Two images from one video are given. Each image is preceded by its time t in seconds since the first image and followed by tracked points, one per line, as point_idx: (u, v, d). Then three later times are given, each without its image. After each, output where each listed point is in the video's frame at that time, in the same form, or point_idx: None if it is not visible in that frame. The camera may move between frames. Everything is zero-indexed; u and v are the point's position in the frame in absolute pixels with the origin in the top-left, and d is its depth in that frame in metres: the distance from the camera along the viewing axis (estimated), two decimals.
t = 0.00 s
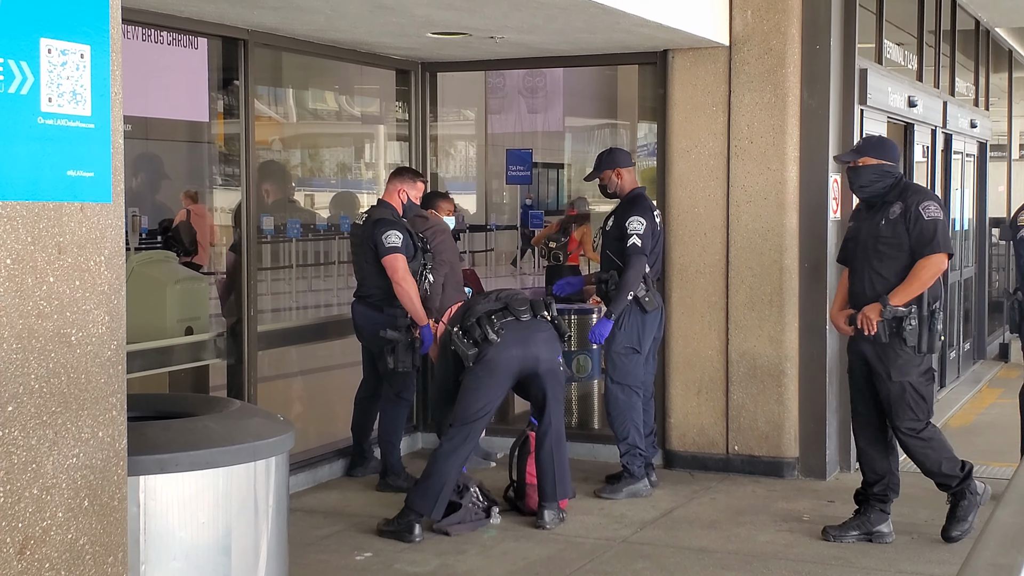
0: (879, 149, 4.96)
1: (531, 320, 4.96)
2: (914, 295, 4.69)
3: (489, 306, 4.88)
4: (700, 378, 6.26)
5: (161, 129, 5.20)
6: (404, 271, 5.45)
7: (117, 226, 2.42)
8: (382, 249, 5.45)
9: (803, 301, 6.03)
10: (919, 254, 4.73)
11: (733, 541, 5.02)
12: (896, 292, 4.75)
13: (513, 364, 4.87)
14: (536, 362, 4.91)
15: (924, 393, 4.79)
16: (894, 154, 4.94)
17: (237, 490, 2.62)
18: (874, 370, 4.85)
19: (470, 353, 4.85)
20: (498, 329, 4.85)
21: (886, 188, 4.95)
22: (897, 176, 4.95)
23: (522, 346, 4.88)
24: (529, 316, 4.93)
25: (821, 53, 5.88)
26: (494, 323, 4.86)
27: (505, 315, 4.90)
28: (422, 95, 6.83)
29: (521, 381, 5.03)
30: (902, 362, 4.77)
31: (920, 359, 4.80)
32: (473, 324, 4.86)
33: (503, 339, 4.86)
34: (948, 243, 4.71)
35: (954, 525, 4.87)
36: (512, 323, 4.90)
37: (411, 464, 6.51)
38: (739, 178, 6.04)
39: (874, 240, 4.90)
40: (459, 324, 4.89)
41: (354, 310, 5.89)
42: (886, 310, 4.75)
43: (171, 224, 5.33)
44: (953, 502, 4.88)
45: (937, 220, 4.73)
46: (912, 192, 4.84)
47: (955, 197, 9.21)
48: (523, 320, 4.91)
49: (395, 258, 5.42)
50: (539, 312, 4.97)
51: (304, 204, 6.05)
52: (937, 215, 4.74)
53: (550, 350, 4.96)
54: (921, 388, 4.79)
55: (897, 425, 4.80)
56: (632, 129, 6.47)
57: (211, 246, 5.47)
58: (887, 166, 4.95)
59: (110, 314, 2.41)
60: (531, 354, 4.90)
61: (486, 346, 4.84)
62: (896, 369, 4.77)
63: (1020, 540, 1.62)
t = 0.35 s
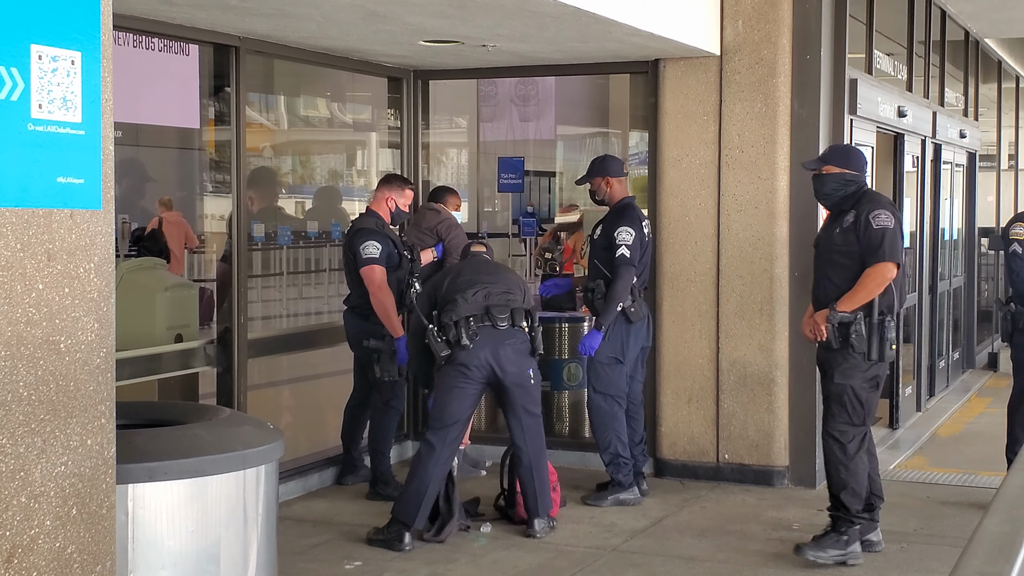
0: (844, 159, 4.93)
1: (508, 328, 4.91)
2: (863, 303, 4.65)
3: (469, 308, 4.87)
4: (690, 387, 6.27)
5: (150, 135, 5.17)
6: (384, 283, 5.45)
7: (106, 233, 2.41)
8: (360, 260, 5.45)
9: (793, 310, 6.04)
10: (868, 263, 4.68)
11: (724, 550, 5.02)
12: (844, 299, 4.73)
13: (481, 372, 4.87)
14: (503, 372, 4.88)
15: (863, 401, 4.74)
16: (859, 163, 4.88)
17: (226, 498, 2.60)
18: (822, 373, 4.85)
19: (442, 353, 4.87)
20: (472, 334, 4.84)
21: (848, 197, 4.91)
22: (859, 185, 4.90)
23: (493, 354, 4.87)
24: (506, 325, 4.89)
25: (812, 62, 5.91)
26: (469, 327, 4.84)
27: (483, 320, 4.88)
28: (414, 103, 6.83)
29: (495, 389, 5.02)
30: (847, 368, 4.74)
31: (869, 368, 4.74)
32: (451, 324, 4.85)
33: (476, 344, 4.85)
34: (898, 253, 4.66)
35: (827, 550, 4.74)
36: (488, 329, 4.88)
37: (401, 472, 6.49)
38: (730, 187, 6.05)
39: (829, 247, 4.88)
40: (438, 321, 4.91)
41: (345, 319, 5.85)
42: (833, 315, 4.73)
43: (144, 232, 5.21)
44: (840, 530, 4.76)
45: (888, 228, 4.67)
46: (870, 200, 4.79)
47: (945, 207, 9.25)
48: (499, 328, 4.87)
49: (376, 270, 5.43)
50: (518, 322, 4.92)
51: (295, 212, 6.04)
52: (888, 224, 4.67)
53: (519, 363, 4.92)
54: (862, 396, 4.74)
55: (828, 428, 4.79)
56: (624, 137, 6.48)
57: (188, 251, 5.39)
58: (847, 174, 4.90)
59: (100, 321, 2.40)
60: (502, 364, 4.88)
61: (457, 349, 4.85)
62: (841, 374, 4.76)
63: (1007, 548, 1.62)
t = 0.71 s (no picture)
0: (802, 168, 4.88)
1: (490, 340, 4.92)
2: (793, 316, 4.65)
3: (453, 317, 4.86)
4: (674, 396, 6.29)
5: (135, 143, 5.16)
6: (366, 295, 5.45)
7: (90, 241, 2.40)
8: (342, 273, 5.45)
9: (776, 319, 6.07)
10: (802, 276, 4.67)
11: (707, 559, 5.02)
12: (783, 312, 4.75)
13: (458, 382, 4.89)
14: (478, 385, 4.89)
15: (799, 414, 4.69)
16: (820, 174, 4.85)
17: (210, 506, 2.60)
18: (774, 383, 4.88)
19: (421, 358, 4.90)
20: (453, 345, 4.85)
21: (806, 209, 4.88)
22: (819, 197, 4.86)
23: (472, 366, 4.87)
24: (488, 338, 4.89)
25: (796, 72, 5.94)
26: (450, 337, 4.85)
27: (465, 330, 4.88)
28: (398, 111, 6.83)
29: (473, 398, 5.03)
30: (787, 378, 4.74)
31: (809, 382, 4.69)
32: (435, 331, 4.86)
33: (455, 354, 4.86)
34: (830, 269, 4.60)
35: (746, 557, 4.83)
36: (469, 340, 4.88)
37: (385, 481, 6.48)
38: (714, 196, 6.08)
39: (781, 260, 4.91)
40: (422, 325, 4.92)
41: (330, 331, 5.83)
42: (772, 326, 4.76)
43: (114, 237, 5.11)
44: (766, 540, 4.80)
45: (822, 242, 4.62)
46: (817, 213, 4.76)
47: (927, 216, 9.32)
48: (480, 340, 4.88)
49: (358, 283, 5.42)
50: (499, 336, 4.93)
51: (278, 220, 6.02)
52: (823, 238, 4.63)
53: (497, 377, 4.92)
54: (801, 410, 4.69)
55: (770, 441, 4.79)
56: (608, 146, 6.51)
57: (160, 259, 5.34)
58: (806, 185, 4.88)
59: (83, 330, 2.39)
60: (479, 377, 4.88)
61: (436, 358, 4.87)
62: (782, 385, 4.74)
63: (989, 558, 1.64)
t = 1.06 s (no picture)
0: (759, 170, 4.90)
1: (498, 343, 4.94)
2: (744, 320, 4.66)
3: (464, 318, 4.85)
4: (664, 400, 6.30)
5: (123, 151, 5.17)
6: (356, 297, 5.43)
7: (79, 248, 2.40)
8: (331, 273, 5.45)
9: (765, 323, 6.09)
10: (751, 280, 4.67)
11: (698, 563, 5.03)
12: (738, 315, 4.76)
13: (463, 384, 4.90)
14: (485, 387, 4.91)
15: (763, 420, 4.72)
16: (775, 176, 4.87)
17: (200, 513, 2.59)
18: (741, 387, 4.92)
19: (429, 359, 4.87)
20: (462, 347, 4.85)
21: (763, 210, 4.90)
22: (777, 199, 4.87)
23: (479, 368, 4.89)
24: (496, 340, 4.91)
25: (783, 77, 5.96)
26: (460, 339, 4.84)
27: (474, 332, 4.88)
28: (387, 117, 6.84)
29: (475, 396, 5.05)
30: (748, 384, 4.76)
31: (771, 387, 4.70)
32: (444, 331, 4.84)
33: (463, 356, 4.86)
34: (776, 271, 4.60)
35: (735, 564, 4.83)
36: (477, 342, 4.88)
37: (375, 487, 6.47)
38: (703, 200, 6.10)
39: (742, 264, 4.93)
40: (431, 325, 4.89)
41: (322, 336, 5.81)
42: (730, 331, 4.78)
43: (99, 242, 5.16)
44: (754, 546, 4.81)
45: (768, 245, 4.62)
46: (766, 215, 4.77)
47: (916, 220, 9.36)
48: (489, 342, 4.89)
49: (347, 283, 5.41)
50: (507, 338, 4.95)
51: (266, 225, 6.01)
52: (770, 240, 4.63)
53: (503, 379, 4.95)
54: (766, 415, 4.73)
55: (742, 449, 4.83)
56: (597, 151, 6.52)
57: (139, 265, 5.32)
58: (763, 187, 4.91)
59: (72, 336, 2.38)
60: (485, 379, 4.90)
61: (444, 358, 4.86)
62: (746, 391, 4.77)
63: (977, 561, 1.65)
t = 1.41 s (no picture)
0: (724, 179, 4.92)
1: (482, 347, 4.92)
2: (719, 330, 4.70)
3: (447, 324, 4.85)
4: (658, 405, 6.30)
5: (117, 154, 5.18)
6: (343, 299, 5.45)
7: (73, 252, 2.40)
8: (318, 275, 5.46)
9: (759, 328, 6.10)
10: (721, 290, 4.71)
11: (693, 568, 5.03)
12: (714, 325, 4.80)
13: (451, 392, 4.90)
14: (472, 392, 4.90)
15: (751, 429, 4.74)
16: (742, 183, 4.89)
17: (194, 518, 2.59)
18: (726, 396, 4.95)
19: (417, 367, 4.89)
20: (447, 354, 4.86)
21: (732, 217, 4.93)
22: (747, 206, 4.91)
23: (465, 374, 4.88)
24: (480, 344, 4.90)
25: (777, 82, 5.97)
26: (444, 345, 4.85)
27: (458, 338, 4.88)
28: (381, 122, 6.84)
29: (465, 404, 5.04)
30: (734, 393, 4.79)
31: (755, 395, 4.72)
32: (428, 338, 4.85)
33: (449, 362, 4.86)
34: (744, 279, 4.64)
35: (730, 570, 4.83)
36: (462, 347, 4.88)
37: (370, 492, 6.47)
38: (697, 205, 6.11)
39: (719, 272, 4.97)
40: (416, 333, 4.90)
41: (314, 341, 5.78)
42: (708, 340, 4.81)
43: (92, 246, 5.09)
44: (750, 552, 4.81)
45: (734, 254, 4.67)
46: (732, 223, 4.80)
47: (910, 225, 9.38)
48: (473, 348, 4.89)
49: (334, 286, 5.42)
50: (491, 342, 4.94)
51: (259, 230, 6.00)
52: (736, 250, 4.67)
53: (490, 385, 4.94)
54: (752, 422, 4.75)
55: (735, 460, 4.84)
56: (591, 156, 6.52)
57: (131, 270, 5.28)
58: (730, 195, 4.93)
59: (66, 341, 2.38)
60: (471, 386, 4.90)
61: (430, 367, 4.87)
62: (733, 398, 4.80)
63: (971, 565, 1.66)
